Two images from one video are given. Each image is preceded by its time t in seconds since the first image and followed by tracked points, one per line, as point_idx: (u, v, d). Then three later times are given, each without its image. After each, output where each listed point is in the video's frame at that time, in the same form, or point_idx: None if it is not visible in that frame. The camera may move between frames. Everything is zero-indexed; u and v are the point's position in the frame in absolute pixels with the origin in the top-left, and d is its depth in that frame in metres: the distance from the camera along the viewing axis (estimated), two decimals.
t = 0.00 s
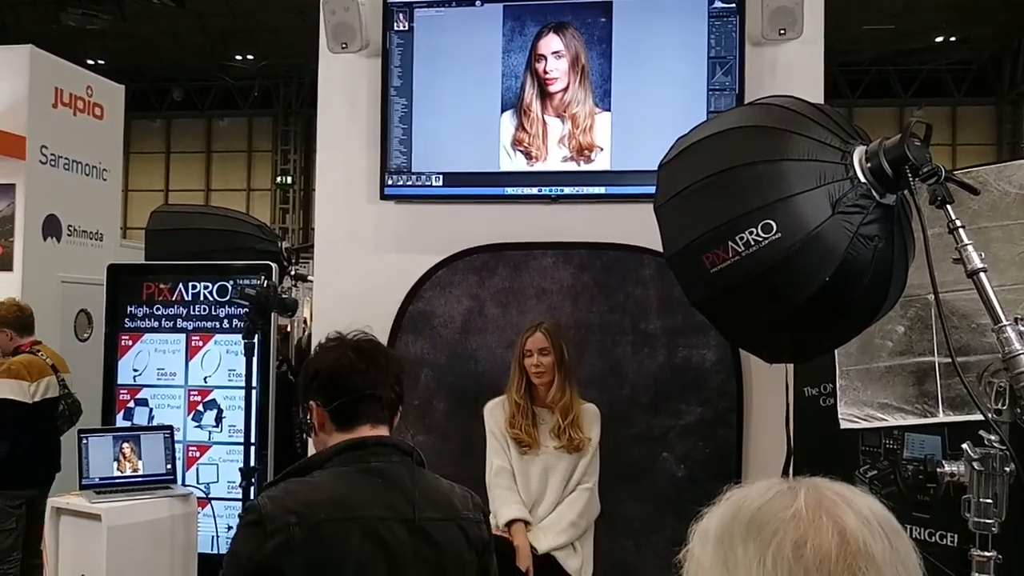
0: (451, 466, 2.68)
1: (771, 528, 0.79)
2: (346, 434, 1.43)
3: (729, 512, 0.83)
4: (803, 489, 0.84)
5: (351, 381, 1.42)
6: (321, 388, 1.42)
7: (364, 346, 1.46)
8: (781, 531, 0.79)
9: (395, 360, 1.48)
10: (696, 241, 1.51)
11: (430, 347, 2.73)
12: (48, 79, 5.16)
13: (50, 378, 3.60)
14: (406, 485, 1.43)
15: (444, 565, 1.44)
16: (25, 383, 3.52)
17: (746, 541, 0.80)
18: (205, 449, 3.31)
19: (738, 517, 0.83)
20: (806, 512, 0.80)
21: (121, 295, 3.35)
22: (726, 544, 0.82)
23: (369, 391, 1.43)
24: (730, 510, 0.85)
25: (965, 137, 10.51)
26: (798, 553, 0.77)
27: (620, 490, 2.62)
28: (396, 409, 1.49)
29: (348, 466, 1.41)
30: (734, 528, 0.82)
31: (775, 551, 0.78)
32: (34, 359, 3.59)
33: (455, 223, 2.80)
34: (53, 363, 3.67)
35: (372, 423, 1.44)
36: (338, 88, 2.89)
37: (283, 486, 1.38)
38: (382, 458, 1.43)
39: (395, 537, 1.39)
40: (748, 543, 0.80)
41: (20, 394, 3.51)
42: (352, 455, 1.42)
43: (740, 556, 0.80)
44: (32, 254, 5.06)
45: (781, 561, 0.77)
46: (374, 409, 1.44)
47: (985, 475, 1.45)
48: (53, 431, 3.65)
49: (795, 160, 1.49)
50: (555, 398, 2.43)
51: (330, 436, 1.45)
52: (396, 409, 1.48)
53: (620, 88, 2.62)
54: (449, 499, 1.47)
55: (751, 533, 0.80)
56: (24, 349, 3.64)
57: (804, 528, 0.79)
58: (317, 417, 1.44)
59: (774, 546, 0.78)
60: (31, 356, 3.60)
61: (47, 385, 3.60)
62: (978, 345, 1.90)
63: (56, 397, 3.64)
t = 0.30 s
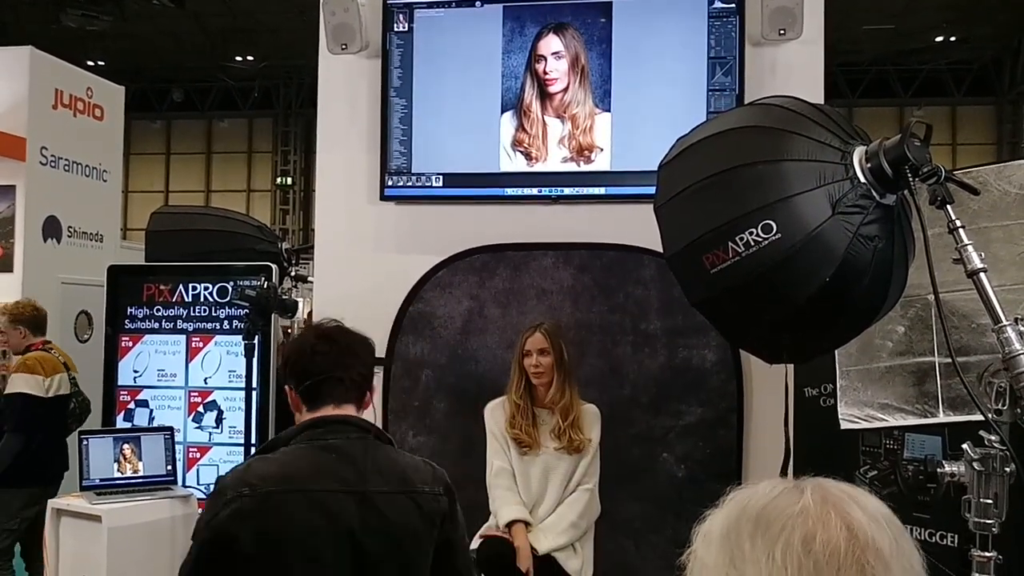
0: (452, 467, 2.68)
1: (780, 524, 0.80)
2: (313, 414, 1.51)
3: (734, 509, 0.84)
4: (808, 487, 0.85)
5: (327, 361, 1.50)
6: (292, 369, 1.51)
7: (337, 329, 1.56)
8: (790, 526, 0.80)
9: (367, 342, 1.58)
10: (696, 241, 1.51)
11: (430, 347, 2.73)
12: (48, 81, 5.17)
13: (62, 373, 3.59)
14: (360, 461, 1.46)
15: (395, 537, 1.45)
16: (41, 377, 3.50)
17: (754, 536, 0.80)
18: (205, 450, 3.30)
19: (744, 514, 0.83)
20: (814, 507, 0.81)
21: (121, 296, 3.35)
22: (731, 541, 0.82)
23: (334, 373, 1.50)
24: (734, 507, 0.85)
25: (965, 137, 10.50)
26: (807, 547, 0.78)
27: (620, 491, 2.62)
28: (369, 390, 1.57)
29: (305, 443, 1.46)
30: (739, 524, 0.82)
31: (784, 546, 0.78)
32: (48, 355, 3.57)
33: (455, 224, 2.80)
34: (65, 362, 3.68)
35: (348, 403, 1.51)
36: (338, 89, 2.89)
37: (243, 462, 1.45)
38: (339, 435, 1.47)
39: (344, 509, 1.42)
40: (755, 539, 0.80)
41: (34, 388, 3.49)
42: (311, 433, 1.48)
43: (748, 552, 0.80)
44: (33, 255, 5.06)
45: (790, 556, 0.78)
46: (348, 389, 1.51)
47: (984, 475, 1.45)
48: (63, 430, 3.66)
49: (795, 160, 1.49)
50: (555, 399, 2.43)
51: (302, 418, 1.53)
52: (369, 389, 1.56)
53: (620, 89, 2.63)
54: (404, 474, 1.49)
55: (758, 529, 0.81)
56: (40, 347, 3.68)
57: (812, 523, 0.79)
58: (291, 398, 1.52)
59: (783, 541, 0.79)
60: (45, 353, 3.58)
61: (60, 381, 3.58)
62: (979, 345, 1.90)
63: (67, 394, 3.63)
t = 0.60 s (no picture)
0: (452, 467, 2.68)
1: (776, 517, 0.84)
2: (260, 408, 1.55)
3: (731, 505, 0.87)
4: (801, 485, 0.89)
5: (305, 364, 1.52)
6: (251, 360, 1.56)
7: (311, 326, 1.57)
8: (786, 519, 0.83)
9: (333, 343, 1.57)
10: (696, 242, 1.51)
11: (430, 347, 2.72)
12: (49, 81, 5.18)
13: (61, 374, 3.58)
14: (271, 452, 1.48)
15: (288, 528, 1.42)
16: (37, 378, 3.50)
17: (751, 529, 0.84)
18: (206, 450, 3.28)
19: (741, 510, 0.87)
20: (809, 503, 0.85)
21: (121, 297, 3.35)
22: (729, 535, 0.85)
23: (274, 373, 1.51)
24: (731, 504, 0.89)
25: (966, 137, 10.50)
26: (805, 538, 0.81)
27: (621, 491, 2.62)
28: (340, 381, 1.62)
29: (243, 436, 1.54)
30: (736, 519, 0.86)
31: (781, 537, 0.82)
32: (48, 355, 3.56)
33: (456, 224, 2.81)
34: (66, 362, 3.68)
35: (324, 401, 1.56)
36: (338, 89, 2.89)
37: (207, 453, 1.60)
38: (265, 429, 1.52)
39: (244, 498, 1.45)
40: (753, 532, 0.84)
41: (32, 389, 3.49)
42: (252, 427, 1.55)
43: (746, 544, 0.83)
44: (33, 255, 5.07)
45: (786, 547, 0.81)
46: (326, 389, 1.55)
47: (985, 475, 1.45)
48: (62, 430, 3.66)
49: (795, 161, 1.49)
50: (555, 398, 2.43)
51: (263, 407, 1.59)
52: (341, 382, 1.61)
53: (620, 89, 2.63)
54: (314, 466, 1.46)
55: (755, 523, 0.84)
56: (41, 348, 3.68)
57: (808, 515, 0.83)
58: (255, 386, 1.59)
59: (779, 533, 0.82)
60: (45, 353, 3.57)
61: (58, 382, 3.58)
62: (979, 345, 1.90)
63: (67, 395, 3.63)
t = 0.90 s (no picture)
0: (453, 467, 2.68)
1: (771, 516, 0.90)
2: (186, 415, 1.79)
3: (724, 506, 0.93)
4: (792, 484, 0.95)
5: (233, 356, 1.76)
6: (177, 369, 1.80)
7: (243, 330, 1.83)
8: (779, 518, 0.89)
9: (242, 357, 1.77)
10: (697, 243, 1.51)
11: (431, 347, 2.72)
12: (51, 80, 5.19)
13: (61, 375, 3.60)
14: (175, 446, 1.71)
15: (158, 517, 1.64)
16: (37, 379, 3.52)
17: (746, 529, 0.90)
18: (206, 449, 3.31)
19: (734, 511, 0.93)
20: (801, 502, 0.91)
21: (121, 296, 3.32)
22: (723, 536, 0.92)
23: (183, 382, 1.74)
24: (724, 506, 0.95)
25: (967, 138, 10.49)
26: (799, 536, 0.87)
27: (621, 491, 2.61)
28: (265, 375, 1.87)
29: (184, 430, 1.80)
30: (730, 520, 0.92)
31: (775, 536, 0.88)
32: (48, 356, 3.57)
33: (457, 224, 2.81)
34: (65, 362, 3.69)
35: (251, 386, 1.79)
36: (339, 89, 2.89)
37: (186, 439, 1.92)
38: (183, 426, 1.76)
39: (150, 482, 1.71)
40: (747, 531, 0.90)
41: (32, 391, 3.51)
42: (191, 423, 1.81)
43: (741, 543, 0.89)
44: (35, 254, 5.07)
45: (780, 545, 0.87)
46: (250, 377, 1.78)
47: (985, 477, 1.45)
48: (62, 429, 3.67)
49: (796, 162, 1.50)
50: (555, 399, 2.43)
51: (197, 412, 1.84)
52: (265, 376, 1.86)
53: (621, 90, 2.63)
54: (181, 465, 1.64)
55: (749, 522, 0.90)
56: (41, 348, 3.69)
57: (802, 514, 0.89)
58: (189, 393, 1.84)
59: (774, 531, 0.88)
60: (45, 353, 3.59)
61: (58, 383, 3.60)
62: (979, 347, 1.91)
63: (66, 395, 3.64)
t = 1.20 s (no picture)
0: (454, 466, 2.68)
1: (760, 516, 0.95)
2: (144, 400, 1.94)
3: (717, 507, 0.98)
4: (784, 484, 1.00)
5: (175, 346, 1.88)
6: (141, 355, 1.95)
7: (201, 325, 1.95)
8: (770, 519, 0.94)
9: (184, 349, 1.88)
10: (698, 242, 1.52)
11: (432, 346, 2.72)
12: (51, 80, 5.19)
13: (62, 374, 3.60)
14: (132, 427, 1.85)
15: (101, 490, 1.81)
16: (38, 379, 3.52)
17: (738, 529, 0.94)
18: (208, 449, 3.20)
19: (727, 511, 0.98)
20: (790, 501, 0.96)
21: (122, 295, 3.28)
22: (715, 536, 0.96)
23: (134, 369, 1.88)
24: (717, 507, 1.00)
25: (969, 137, 10.48)
26: (790, 535, 0.92)
27: (621, 490, 2.61)
28: (218, 373, 1.94)
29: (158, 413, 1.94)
30: (723, 520, 0.97)
31: (765, 537, 0.92)
32: (48, 356, 3.58)
33: (458, 223, 2.81)
34: (66, 362, 3.70)
35: (184, 376, 1.87)
36: (340, 88, 2.89)
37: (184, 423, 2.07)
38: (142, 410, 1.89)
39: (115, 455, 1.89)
40: (739, 531, 0.94)
41: (32, 391, 3.51)
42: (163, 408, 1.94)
43: (733, 543, 0.94)
44: (36, 254, 5.07)
45: (771, 544, 0.92)
46: (189, 368, 1.87)
47: (985, 475, 1.45)
48: (63, 428, 3.67)
49: (797, 161, 1.50)
50: (557, 398, 2.42)
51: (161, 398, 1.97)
52: (212, 372, 1.92)
53: (622, 90, 2.63)
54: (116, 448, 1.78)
55: (741, 523, 0.95)
56: (42, 348, 3.70)
57: (792, 513, 0.94)
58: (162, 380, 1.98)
59: (764, 533, 0.93)
60: (47, 353, 3.59)
61: (59, 383, 3.60)
62: (981, 346, 1.91)
63: (68, 394, 3.64)
